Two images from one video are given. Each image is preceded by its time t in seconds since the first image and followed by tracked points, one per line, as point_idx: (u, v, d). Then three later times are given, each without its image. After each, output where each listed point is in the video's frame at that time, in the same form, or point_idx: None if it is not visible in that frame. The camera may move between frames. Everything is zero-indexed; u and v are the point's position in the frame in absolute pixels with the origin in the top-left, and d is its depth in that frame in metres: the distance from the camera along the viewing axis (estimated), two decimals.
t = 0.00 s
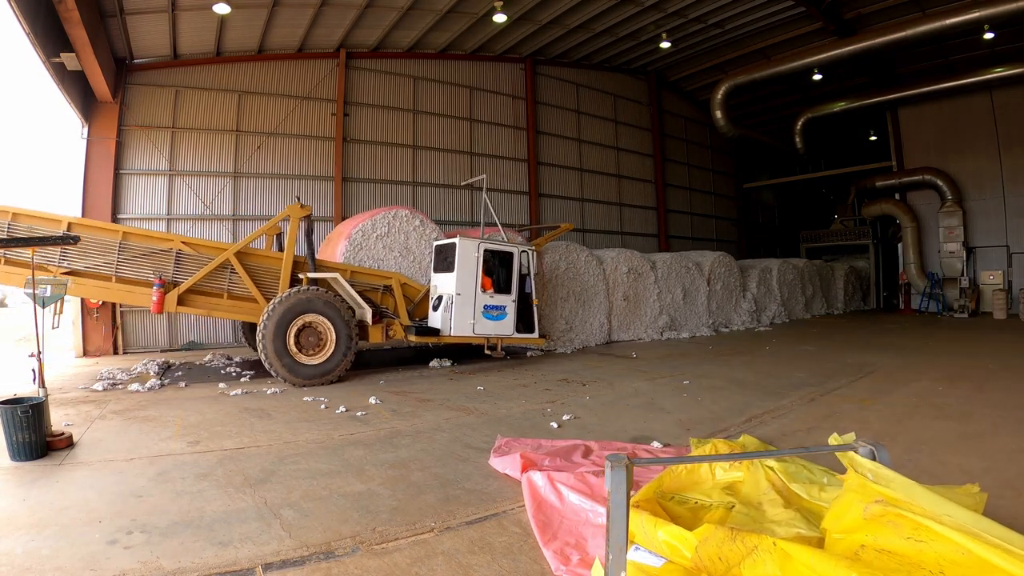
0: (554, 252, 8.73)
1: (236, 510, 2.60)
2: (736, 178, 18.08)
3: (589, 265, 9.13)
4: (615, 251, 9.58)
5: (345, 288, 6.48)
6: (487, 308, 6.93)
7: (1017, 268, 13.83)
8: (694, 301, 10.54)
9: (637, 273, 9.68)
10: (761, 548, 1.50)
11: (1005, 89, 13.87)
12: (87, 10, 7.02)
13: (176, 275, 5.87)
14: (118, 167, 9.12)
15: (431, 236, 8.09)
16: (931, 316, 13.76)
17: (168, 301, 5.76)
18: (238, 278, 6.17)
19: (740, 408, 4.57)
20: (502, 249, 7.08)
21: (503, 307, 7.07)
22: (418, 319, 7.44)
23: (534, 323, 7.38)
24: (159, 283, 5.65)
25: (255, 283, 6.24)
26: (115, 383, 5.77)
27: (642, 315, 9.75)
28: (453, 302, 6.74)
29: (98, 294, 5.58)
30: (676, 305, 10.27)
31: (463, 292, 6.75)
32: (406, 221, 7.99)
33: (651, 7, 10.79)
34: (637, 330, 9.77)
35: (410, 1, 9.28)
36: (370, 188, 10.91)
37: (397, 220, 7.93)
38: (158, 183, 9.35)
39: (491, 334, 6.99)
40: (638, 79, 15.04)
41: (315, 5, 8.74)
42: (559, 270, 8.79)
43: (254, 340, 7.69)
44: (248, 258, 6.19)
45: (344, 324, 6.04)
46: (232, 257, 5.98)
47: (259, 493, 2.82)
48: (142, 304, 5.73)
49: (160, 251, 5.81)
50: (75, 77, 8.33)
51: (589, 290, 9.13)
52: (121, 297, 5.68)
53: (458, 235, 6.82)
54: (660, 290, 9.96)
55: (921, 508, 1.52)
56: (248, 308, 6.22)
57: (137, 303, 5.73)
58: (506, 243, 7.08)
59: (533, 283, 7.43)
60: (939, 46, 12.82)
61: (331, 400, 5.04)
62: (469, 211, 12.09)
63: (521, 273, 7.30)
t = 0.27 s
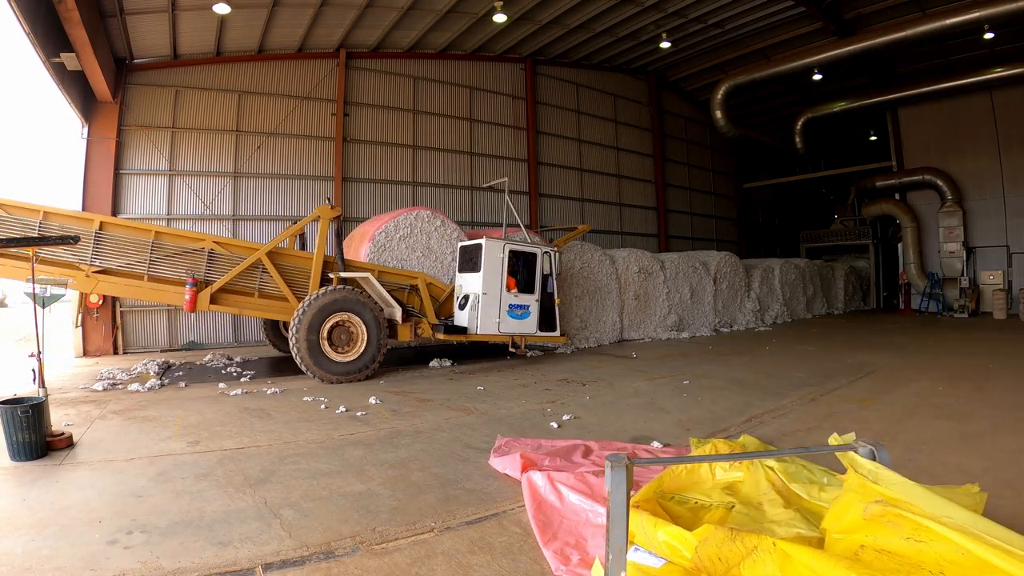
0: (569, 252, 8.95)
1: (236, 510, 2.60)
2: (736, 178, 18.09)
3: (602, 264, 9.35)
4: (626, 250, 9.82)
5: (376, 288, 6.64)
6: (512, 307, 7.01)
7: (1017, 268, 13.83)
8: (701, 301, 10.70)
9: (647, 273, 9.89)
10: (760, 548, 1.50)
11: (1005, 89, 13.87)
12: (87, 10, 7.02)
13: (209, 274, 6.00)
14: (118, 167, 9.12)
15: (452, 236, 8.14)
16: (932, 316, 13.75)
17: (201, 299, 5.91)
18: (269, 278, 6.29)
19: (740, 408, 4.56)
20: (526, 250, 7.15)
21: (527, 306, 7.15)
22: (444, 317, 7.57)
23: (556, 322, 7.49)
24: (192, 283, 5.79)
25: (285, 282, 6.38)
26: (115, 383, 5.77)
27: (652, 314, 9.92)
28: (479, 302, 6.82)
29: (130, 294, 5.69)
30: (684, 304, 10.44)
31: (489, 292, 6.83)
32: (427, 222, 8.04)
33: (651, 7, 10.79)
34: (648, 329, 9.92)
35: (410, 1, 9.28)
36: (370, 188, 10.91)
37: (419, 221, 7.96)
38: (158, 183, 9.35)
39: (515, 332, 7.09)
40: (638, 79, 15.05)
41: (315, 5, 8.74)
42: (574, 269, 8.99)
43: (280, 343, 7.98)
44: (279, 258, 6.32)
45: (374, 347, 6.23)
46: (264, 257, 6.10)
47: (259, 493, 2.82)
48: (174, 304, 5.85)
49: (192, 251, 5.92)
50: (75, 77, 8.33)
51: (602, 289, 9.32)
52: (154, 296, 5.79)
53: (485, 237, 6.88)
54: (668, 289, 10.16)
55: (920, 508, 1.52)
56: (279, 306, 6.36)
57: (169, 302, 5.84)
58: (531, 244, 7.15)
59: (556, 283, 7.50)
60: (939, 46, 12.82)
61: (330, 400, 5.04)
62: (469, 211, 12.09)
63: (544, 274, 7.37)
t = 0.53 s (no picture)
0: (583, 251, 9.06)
1: (236, 510, 2.60)
2: (736, 178, 18.09)
3: (615, 263, 9.45)
4: (637, 250, 9.94)
5: (403, 286, 6.64)
6: (534, 303, 7.16)
7: (1017, 268, 13.83)
8: (708, 301, 10.79)
9: (657, 272, 10.01)
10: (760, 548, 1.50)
11: (1005, 89, 13.87)
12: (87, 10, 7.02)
13: (239, 272, 6.07)
14: (118, 167, 9.12)
15: (472, 234, 8.18)
16: (932, 316, 13.75)
17: (231, 296, 5.98)
18: (297, 276, 6.36)
19: (740, 408, 4.56)
20: (547, 248, 7.34)
21: (548, 303, 7.32)
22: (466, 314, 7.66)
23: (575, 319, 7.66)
24: (223, 280, 5.86)
25: (313, 280, 6.46)
26: (114, 383, 5.77)
27: (661, 314, 10.00)
28: (503, 298, 6.94)
29: (160, 291, 5.74)
30: (692, 304, 10.52)
31: (513, 289, 6.97)
32: (447, 221, 8.08)
33: (651, 7, 10.80)
34: (657, 329, 9.98)
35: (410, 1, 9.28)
36: (370, 188, 10.91)
37: (439, 220, 8.01)
38: (158, 183, 9.35)
39: (537, 328, 7.23)
40: (639, 79, 15.05)
41: (315, 5, 8.75)
42: (587, 268, 9.09)
43: (300, 341, 8.14)
44: (307, 256, 6.40)
45: (389, 363, 6.19)
46: (293, 254, 6.20)
47: (259, 493, 2.82)
48: (204, 301, 5.90)
49: (222, 249, 5.98)
50: (75, 77, 8.33)
51: (613, 288, 9.40)
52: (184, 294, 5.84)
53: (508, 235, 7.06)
54: (677, 289, 10.26)
55: (920, 509, 1.52)
56: (306, 304, 6.45)
57: (200, 299, 5.89)
58: (552, 243, 7.34)
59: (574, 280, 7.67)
60: (939, 46, 12.81)
61: (330, 400, 5.04)
62: (469, 211, 12.09)
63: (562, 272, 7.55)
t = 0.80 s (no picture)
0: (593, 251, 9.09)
1: (236, 510, 2.60)
2: (736, 178, 18.09)
3: (624, 263, 9.48)
4: (646, 250, 9.97)
5: (427, 285, 6.71)
6: (553, 302, 7.28)
7: (1016, 268, 13.83)
8: (714, 300, 10.82)
9: (665, 272, 10.05)
10: (760, 548, 1.50)
11: (1005, 89, 13.87)
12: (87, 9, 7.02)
13: (267, 271, 6.17)
14: (118, 167, 9.12)
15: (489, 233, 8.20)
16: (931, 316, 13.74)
17: (259, 295, 6.09)
18: (323, 276, 6.47)
19: (740, 408, 4.56)
20: (566, 248, 7.47)
21: (566, 301, 7.44)
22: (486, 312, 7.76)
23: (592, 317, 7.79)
24: (252, 279, 5.96)
25: (340, 278, 6.57)
26: (114, 383, 5.77)
27: (668, 313, 10.02)
28: (524, 297, 7.05)
29: (188, 290, 5.85)
30: (699, 302, 10.55)
31: (534, 288, 7.08)
32: (464, 220, 8.10)
33: (651, 7, 10.80)
34: (664, 327, 10.00)
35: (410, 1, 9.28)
36: (370, 187, 10.91)
37: (456, 219, 8.03)
38: (158, 183, 9.35)
39: (556, 326, 7.35)
40: (639, 79, 15.05)
41: (315, 5, 8.74)
42: (597, 267, 9.14)
43: (319, 341, 8.27)
44: (333, 256, 6.51)
45: (399, 368, 6.17)
46: (320, 254, 6.31)
47: (259, 493, 2.82)
48: (233, 299, 5.99)
49: (249, 248, 6.08)
50: (75, 77, 8.33)
51: (622, 287, 9.43)
52: (212, 292, 5.94)
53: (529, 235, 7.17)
54: (684, 288, 10.30)
55: (921, 509, 1.51)
56: (333, 302, 6.58)
57: (227, 297, 5.99)
58: (571, 243, 7.47)
59: (590, 280, 7.80)
60: (939, 46, 12.82)
61: (331, 400, 5.04)
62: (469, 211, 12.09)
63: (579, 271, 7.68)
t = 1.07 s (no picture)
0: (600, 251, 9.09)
1: (236, 510, 2.60)
2: (737, 178, 18.09)
3: (631, 263, 9.48)
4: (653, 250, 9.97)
5: (441, 285, 6.72)
6: (564, 302, 7.30)
7: (1016, 268, 13.83)
8: (718, 300, 10.83)
9: (671, 272, 10.05)
10: (761, 550, 1.49)
11: (1004, 89, 13.87)
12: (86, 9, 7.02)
13: (283, 271, 6.18)
14: (118, 167, 9.12)
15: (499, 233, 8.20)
16: (931, 316, 13.73)
17: (275, 295, 6.10)
18: (339, 276, 6.48)
19: (740, 408, 4.57)
20: (577, 249, 7.48)
21: (576, 301, 7.47)
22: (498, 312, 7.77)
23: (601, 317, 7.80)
24: (268, 279, 5.96)
25: (355, 278, 6.58)
26: (115, 383, 5.78)
27: (674, 312, 10.03)
28: (536, 297, 7.08)
29: (205, 290, 5.85)
30: (704, 302, 10.55)
31: (545, 288, 7.11)
32: (476, 221, 8.09)
33: (651, 7, 10.80)
34: (670, 327, 10.01)
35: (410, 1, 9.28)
36: (370, 187, 10.91)
37: (467, 220, 8.02)
38: (158, 183, 9.35)
39: (567, 326, 7.38)
40: (639, 79, 15.05)
41: (315, 5, 8.74)
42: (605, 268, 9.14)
43: (332, 343, 8.29)
44: (349, 256, 6.53)
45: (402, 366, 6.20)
46: (336, 254, 6.34)
47: (259, 493, 2.82)
48: (250, 298, 5.99)
49: (265, 248, 6.09)
50: (75, 77, 8.33)
51: (629, 286, 9.44)
52: (230, 291, 5.94)
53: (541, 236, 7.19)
54: (690, 288, 10.30)
55: (921, 510, 1.51)
56: (350, 302, 6.59)
57: (245, 297, 5.99)
58: (582, 243, 7.48)
59: (600, 280, 7.81)
60: (939, 46, 12.82)
61: (331, 400, 5.04)
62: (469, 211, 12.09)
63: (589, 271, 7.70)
